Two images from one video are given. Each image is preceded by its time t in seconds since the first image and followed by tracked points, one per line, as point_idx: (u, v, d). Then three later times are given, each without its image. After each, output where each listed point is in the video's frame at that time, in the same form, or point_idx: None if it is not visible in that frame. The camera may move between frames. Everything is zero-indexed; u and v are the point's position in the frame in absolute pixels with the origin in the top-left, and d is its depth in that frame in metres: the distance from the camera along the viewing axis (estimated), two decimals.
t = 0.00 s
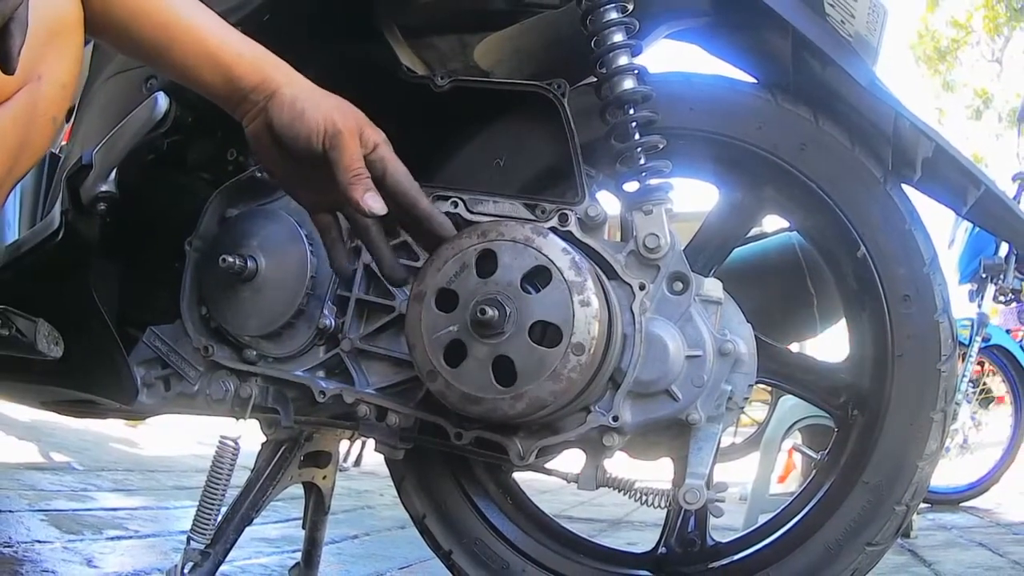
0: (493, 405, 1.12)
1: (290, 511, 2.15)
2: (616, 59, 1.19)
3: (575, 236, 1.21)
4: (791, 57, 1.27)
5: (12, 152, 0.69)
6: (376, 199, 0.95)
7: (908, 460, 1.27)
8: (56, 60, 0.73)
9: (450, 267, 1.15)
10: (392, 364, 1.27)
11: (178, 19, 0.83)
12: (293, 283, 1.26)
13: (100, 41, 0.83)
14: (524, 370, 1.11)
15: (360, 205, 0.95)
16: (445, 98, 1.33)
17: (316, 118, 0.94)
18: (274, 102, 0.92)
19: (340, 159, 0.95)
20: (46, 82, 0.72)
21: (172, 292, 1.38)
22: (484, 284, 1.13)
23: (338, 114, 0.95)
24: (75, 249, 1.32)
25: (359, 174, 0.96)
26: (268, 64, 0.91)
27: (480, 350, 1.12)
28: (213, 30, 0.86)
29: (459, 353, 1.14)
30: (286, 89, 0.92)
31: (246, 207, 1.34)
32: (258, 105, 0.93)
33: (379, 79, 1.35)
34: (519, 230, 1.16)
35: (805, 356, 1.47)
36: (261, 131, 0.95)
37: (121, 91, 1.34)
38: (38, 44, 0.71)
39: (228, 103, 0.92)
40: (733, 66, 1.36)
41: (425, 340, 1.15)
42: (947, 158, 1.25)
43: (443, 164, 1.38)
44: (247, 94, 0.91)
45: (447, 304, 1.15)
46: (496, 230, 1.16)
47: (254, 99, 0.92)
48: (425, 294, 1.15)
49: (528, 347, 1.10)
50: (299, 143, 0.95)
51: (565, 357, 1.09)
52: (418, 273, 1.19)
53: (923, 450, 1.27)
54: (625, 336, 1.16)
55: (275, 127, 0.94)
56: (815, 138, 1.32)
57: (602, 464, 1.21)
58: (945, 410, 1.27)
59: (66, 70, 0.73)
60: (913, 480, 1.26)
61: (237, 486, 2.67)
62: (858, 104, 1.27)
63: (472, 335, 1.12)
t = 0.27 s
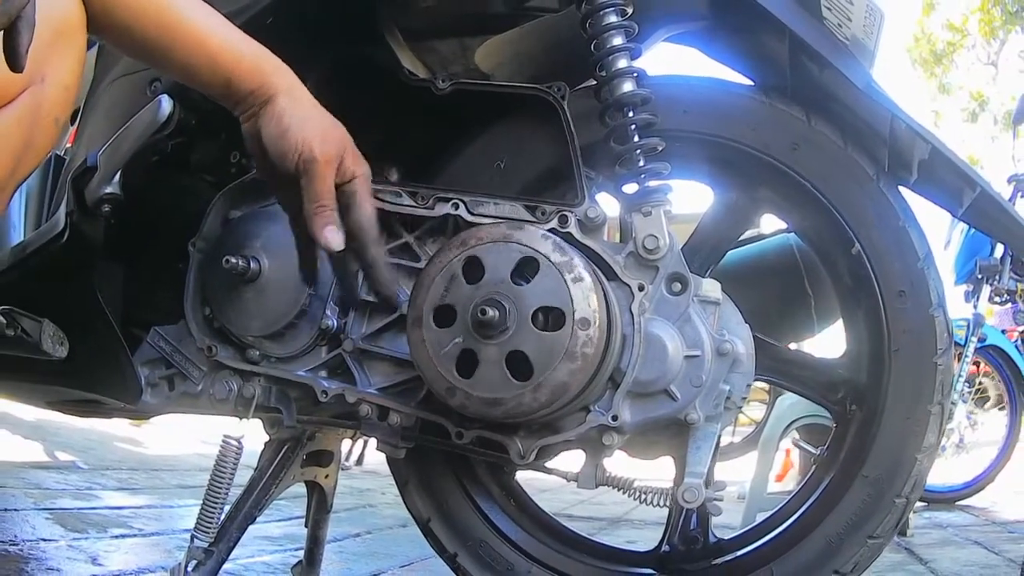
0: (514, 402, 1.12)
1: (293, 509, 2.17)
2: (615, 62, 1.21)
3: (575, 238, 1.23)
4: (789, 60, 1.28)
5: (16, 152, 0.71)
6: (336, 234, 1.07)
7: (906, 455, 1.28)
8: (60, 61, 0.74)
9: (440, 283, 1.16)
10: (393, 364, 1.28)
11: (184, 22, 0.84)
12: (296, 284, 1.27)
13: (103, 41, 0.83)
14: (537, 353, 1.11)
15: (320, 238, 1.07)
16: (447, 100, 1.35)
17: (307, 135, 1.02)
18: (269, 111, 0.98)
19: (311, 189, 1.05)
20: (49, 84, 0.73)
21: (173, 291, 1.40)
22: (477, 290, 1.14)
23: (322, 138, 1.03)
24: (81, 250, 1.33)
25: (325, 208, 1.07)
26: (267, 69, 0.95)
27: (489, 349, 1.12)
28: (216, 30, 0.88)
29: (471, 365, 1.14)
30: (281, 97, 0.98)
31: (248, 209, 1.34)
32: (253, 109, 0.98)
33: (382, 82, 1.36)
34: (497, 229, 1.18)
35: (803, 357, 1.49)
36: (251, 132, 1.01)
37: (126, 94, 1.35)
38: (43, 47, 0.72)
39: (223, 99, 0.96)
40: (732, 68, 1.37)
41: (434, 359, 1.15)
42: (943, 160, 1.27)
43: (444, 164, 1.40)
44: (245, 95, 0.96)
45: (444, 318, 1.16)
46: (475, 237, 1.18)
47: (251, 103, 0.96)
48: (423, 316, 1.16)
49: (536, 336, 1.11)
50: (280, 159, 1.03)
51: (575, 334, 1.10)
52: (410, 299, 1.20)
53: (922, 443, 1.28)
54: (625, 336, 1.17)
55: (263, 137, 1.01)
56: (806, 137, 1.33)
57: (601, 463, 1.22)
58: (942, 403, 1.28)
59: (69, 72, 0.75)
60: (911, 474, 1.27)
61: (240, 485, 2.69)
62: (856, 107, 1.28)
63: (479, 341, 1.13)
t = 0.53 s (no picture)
0: (530, 397, 1.12)
1: (295, 508, 2.18)
2: (614, 65, 1.22)
3: (575, 239, 1.24)
4: (787, 63, 1.30)
5: (27, 155, 0.74)
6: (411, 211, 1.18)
7: (905, 450, 1.29)
8: (70, 65, 0.77)
9: (440, 293, 1.18)
10: (395, 364, 1.29)
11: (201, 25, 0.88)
12: (299, 285, 1.28)
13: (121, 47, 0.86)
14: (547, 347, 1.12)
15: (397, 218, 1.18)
16: (448, 103, 1.36)
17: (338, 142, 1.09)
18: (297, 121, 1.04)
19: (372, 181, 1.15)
20: (60, 87, 0.76)
21: (177, 291, 1.41)
22: (472, 296, 1.16)
23: (355, 128, 1.10)
24: (85, 251, 1.35)
25: (394, 189, 1.17)
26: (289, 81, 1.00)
27: (497, 348, 1.13)
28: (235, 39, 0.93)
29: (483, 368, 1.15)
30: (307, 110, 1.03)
31: (252, 210, 1.35)
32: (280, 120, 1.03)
33: (384, 85, 1.38)
34: (481, 232, 1.20)
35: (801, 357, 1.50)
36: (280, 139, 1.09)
37: (131, 96, 1.37)
38: (54, 52, 0.75)
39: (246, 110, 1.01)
40: (730, 71, 1.38)
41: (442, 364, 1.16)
42: (939, 162, 1.28)
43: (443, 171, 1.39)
44: (268, 107, 1.01)
45: (446, 324, 1.17)
46: (461, 244, 1.20)
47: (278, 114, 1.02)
48: (422, 324, 1.18)
49: (539, 330, 1.12)
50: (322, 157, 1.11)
51: (576, 322, 1.11)
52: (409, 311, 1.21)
53: (920, 433, 1.29)
54: (624, 336, 1.19)
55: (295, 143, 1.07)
56: (797, 134, 1.35)
57: (601, 462, 1.24)
58: (940, 395, 1.29)
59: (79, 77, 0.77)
60: (910, 467, 1.29)
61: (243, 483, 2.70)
62: (852, 110, 1.30)
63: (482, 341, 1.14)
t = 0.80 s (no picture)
0: (530, 397, 1.14)
1: (298, 506, 2.20)
2: (614, 68, 1.23)
3: (575, 240, 1.25)
4: (785, 66, 1.31)
5: (43, 161, 0.77)
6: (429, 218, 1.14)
7: (901, 450, 1.31)
8: (81, 76, 0.81)
9: (442, 296, 1.19)
10: (397, 364, 1.31)
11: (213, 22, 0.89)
12: (301, 286, 1.29)
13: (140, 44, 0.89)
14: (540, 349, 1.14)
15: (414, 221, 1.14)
16: (450, 106, 1.38)
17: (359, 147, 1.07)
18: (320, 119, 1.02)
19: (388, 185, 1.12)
20: (73, 94, 0.80)
21: (182, 292, 1.40)
22: (474, 296, 1.17)
23: (384, 132, 1.07)
24: (91, 251, 1.36)
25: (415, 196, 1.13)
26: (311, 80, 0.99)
27: (497, 348, 1.15)
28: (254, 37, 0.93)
29: (481, 368, 1.16)
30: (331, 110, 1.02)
31: (255, 212, 1.36)
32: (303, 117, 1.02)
33: (386, 88, 1.39)
34: (485, 232, 1.21)
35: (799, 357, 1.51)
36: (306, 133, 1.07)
37: (136, 99, 1.38)
38: (68, 60, 0.79)
39: (272, 106, 1.00)
40: (729, 74, 1.40)
41: (442, 366, 1.18)
42: (935, 164, 1.29)
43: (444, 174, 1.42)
44: (292, 103, 1.00)
45: (448, 325, 1.18)
46: (463, 246, 1.21)
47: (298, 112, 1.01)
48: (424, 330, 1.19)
49: (539, 330, 1.13)
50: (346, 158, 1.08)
51: (575, 322, 1.13)
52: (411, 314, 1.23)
53: (917, 434, 1.30)
54: (623, 337, 1.20)
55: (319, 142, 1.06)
56: (795, 137, 1.36)
57: (601, 462, 1.25)
58: (936, 395, 1.31)
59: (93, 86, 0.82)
60: (908, 463, 1.30)
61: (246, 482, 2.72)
62: (850, 113, 1.31)
63: (483, 341, 1.15)
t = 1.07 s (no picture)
0: (556, 377, 1.14)
1: (301, 504, 2.22)
2: (613, 71, 1.25)
3: (574, 241, 1.26)
4: (783, 69, 1.32)
5: (50, 162, 0.77)
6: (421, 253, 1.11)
7: (898, 450, 1.32)
8: (88, 77, 0.80)
9: (438, 315, 1.20)
10: (399, 364, 1.32)
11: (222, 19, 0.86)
12: (303, 287, 1.30)
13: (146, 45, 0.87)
14: (545, 318, 1.16)
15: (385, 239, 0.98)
16: (451, 109, 1.39)
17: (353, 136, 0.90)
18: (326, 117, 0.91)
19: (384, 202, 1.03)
20: (79, 94, 0.79)
21: (183, 293, 1.43)
22: (467, 308, 1.18)
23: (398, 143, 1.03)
24: (95, 252, 1.37)
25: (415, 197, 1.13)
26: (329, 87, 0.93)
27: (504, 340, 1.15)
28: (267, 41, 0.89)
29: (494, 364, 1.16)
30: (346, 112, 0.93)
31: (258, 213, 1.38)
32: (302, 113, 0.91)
33: (387, 91, 1.40)
34: (462, 248, 1.22)
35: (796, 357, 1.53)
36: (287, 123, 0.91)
37: (140, 102, 1.39)
38: (74, 60, 0.78)
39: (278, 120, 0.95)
40: (727, 77, 1.41)
41: (455, 374, 1.18)
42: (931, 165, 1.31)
43: (446, 176, 1.43)
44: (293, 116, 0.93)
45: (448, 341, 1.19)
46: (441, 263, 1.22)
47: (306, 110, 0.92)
48: (429, 349, 1.20)
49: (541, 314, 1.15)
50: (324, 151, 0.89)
51: (572, 293, 1.15)
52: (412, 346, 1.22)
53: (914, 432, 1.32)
54: (622, 337, 1.21)
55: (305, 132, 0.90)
56: (792, 139, 1.38)
57: (600, 460, 1.26)
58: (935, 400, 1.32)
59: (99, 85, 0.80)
60: (909, 452, 1.32)
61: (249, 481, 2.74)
62: (846, 115, 1.33)
63: (483, 344, 1.16)
